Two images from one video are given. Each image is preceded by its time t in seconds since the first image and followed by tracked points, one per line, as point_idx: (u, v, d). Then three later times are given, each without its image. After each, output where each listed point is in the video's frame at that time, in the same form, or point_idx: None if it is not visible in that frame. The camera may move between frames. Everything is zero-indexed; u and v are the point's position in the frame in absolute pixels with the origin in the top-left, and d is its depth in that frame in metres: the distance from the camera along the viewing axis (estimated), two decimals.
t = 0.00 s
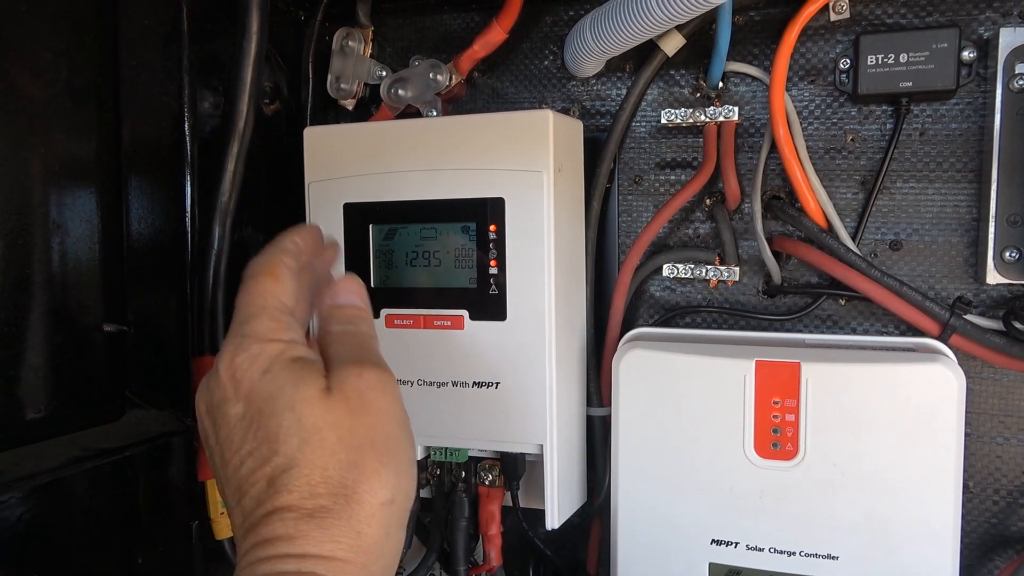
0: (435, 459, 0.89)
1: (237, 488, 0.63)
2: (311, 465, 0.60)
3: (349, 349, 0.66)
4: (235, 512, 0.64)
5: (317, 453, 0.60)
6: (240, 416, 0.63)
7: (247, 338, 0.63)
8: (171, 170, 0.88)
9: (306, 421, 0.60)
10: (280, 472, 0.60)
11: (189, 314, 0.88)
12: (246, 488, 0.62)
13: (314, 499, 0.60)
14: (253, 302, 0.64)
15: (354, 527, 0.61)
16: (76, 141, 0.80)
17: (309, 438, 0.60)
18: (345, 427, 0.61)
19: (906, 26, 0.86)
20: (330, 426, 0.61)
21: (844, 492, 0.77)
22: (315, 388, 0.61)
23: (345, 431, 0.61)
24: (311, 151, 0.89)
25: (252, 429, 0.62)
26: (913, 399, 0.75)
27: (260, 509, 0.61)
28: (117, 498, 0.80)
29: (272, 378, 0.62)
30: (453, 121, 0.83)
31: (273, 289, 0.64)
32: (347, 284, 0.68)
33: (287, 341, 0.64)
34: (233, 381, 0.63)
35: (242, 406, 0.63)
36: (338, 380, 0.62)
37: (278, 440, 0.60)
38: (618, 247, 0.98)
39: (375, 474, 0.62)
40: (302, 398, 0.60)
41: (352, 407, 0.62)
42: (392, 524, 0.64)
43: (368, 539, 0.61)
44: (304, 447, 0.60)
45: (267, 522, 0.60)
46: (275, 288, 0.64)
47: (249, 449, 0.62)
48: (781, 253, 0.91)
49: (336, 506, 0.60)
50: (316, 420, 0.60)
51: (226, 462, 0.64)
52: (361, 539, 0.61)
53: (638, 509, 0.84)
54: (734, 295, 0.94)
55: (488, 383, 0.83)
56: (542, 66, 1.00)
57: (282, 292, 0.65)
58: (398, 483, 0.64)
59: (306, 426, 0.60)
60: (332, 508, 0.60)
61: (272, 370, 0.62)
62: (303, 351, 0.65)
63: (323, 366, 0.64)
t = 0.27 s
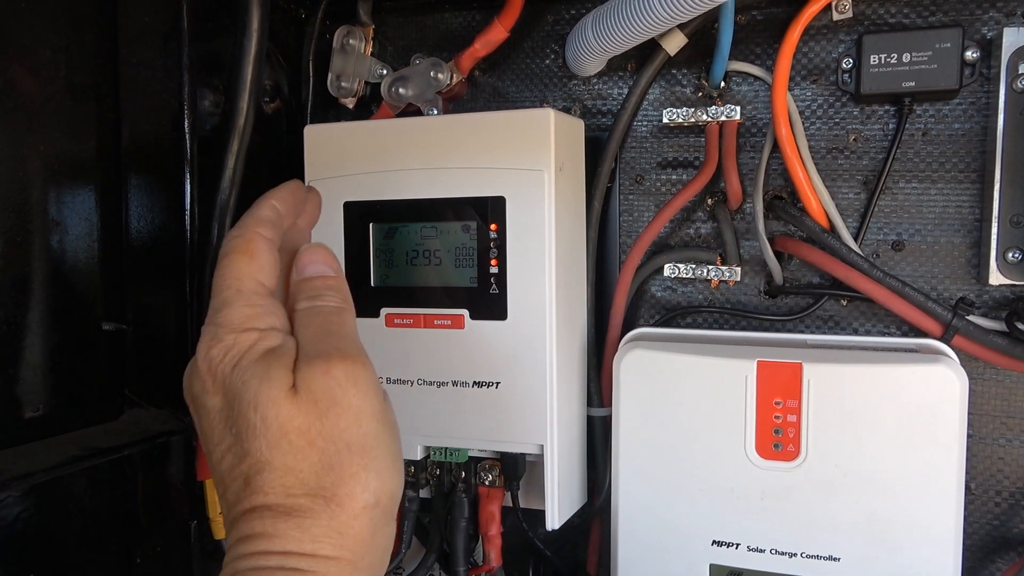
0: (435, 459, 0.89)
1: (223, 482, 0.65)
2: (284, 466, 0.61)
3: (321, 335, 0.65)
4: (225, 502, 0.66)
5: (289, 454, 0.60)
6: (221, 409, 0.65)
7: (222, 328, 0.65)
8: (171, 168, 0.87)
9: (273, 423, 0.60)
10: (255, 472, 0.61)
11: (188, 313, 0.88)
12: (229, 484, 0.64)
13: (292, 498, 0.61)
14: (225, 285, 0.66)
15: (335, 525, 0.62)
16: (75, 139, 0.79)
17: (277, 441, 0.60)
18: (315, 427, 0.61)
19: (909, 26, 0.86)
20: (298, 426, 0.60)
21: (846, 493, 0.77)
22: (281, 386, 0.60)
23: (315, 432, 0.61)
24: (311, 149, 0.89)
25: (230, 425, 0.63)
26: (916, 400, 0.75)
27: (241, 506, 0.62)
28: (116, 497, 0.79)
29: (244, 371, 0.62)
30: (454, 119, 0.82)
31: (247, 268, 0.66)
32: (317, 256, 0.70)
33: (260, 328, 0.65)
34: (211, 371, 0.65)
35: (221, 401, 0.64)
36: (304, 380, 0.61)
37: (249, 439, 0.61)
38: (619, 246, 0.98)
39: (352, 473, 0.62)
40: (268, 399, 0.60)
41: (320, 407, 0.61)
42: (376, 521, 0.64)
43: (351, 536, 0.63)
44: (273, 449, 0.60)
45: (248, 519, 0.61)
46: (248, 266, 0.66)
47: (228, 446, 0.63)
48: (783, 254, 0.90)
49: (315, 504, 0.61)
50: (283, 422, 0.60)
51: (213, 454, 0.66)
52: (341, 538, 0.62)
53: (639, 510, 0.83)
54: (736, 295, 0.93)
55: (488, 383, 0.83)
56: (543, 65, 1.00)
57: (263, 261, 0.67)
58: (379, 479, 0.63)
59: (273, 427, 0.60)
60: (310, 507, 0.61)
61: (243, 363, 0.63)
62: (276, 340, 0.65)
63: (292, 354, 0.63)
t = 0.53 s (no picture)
0: (436, 458, 0.89)
1: (241, 505, 0.67)
2: (299, 476, 0.63)
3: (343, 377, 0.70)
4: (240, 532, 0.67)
5: (306, 464, 0.63)
6: (244, 440, 0.67)
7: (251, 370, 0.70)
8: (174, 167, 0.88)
9: (293, 430, 0.63)
10: (274, 485, 0.64)
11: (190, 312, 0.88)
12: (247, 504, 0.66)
13: (302, 507, 0.63)
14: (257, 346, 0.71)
15: (341, 534, 0.63)
16: (79, 137, 0.79)
17: (295, 448, 0.63)
18: (331, 438, 0.64)
19: (911, 28, 0.86)
20: (316, 438, 0.64)
21: (847, 494, 0.77)
22: (304, 403, 0.64)
23: (331, 441, 0.64)
24: (314, 149, 0.89)
25: (252, 447, 0.66)
26: (917, 401, 0.75)
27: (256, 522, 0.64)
28: (119, 495, 0.79)
29: (269, 397, 0.66)
30: (457, 120, 0.82)
31: (277, 338, 0.72)
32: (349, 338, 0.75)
33: (287, 371, 0.70)
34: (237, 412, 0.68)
35: (245, 431, 0.67)
36: (326, 398, 0.65)
37: (271, 453, 0.64)
38: (621, 247, 0.98)
39: (361, 481, 0.64)
40: (290, 410, 0.64)
41: (338, 421, 0.64)
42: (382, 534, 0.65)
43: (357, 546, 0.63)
44: (291, 458, 0.63)
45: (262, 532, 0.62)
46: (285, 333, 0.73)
47: (249, 468, 0.66)
48: (784, 255, 0.91)
49: (325, 511, 0.63)
50: (303, 433, 0.63)
51: (234, 486, 0.68)
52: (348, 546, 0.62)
53: (640, 510, 0.84)
54: (737, 296, 0.94)
55: (490, 382, 0.83)
56: (545, 66, 1.00)
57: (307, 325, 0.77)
58: (387, 491, 0.65)
59: (293, 439, 0.63)
60: (322, 516, 0.63)
61: (269, 391, 0.67)
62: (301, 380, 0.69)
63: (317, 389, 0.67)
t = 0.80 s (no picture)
0: (435, 461, 0.90)
1: (253, 542, 0.66)
2: (315, 513, 0.63)
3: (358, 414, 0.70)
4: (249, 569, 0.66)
5: (321, 501, 0.63)
6: (259, 476, 0.67)
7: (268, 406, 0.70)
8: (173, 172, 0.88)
9: (309, 468, 0.63)
10: (289, 521, 0.63)
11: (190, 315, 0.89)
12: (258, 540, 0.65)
13: (316, 546, 0.62)
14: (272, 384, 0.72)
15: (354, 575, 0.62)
16: (79, 143, 0.80)
17: (311, 485, 0.63)
18: (346, 477, 0.64)
19: (906, 32, 0.87)
20: (332, 477, 0.63)
21: (842, 496, 0.78)
22: (321, 440, 0.65)
23: (347, 479, 0.64)
24: (313, 153, 0.90)
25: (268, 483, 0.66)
26: (913, 403, 0.76)
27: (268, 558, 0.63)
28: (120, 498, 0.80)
29: (286, 433, 0.67)
30: (454, 124, 0.83)
31: (292, 374, 0.73)
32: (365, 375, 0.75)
33: (303, 408, 0.70)
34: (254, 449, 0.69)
35: (261, 467, 0.67)
36: (342, 435, 0.65)
37: (287, 491, 0.64)
38: (618, 250, 0.98)
39: (374, 521, 0.63)
40: (307, 448, 0.64)
41: (354, 459, 0.64)
42: None
43: None
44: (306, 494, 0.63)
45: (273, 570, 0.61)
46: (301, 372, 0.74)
47: (264, 504, 0.66)
48: (780, 258, 0.91)
49: (338, 550, 0.62)
50: (319, 471, 0.63)
51: (247, 525, 0.68)
52: None
53: (637, 512, 0.84)
54: (734, 299, 0.94)
55: (488, 386, 0.83)
56: (543, 71, 1.01)
57: (319, 355, 0.79)
58: (400, 532, 0.64)
59: (310, 476, 0.63)
60: (335, 554, 0.62)
61: (286, 428, 0.67)
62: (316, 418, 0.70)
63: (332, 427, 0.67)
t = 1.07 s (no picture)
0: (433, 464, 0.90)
1: (281, 485, 0.62)
2: (352, 471, 0.58)
3: (403, 350, 0.60)
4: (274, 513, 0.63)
5: (360, 456, 0.58)
6: (293, 412, 0.62)
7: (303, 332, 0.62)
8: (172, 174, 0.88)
9: (348, 421, 0.58)
10: (322, 475, 0.58)
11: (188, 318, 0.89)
12: (286, 486, 0.61)
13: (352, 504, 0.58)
14: (306, 301, 0.62)
15: (391, 539, 0.59)
16: (77, 145, 0.80)
17: (349, 439, 0.58)
18: (388, 430, 0.59)
19: (903, 33, 0.87)
20: (372, 430, 0.58)
21: (840, 497, 0.78)
22: (362, 387, 0.58)
23: (390, 435, 0.59)
24: (311, 156, 0.90)
25: (299, 423, 0.61)
26: (911, 403, 0.76)
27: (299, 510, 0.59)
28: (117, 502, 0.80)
29: (322, 368, 0.60)
30: (452, 126, 0.83)
31: (330, 290, 0.62)
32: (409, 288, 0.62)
33: (342, 335, 0.62)
34: (287, 376, 0.62)
35: (294, 401, 0.61)
36: (386, 383, 0.58)
37: (320, 440, 0.58)
38: (616, 252, 0.98)
39: (415, 485, 0.59)
40: (347, 397, 0.58)
41: (397, 411, 0.59)
42: (430, 540, 0.61)
43: (404, 551, 0.59)
44: (344, 450, 0.58)
45: (306, 528, 0.58)
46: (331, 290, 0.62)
47: (296, 447, 0.60)
48: (778, 259, 0.91)
49: (373, 516, 0.59)
50: (359, 422, 0.58)
51: (272, 461, 0.62)
52: (396, 552, 0.59)
53: (636, 514, 0.84)
54: (731, 300, 0.94)
55: (486, 388, 0.83)
56: (540, 73, 1.01)
57: (363, 258, 0.65)
58: (441, 496, 0.61)
59: (347, 429, 0.58)
60: (370, 520, 0.58)
61: (322, 364, 0.60)
62: (359, 350, 0.62)
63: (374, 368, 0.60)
